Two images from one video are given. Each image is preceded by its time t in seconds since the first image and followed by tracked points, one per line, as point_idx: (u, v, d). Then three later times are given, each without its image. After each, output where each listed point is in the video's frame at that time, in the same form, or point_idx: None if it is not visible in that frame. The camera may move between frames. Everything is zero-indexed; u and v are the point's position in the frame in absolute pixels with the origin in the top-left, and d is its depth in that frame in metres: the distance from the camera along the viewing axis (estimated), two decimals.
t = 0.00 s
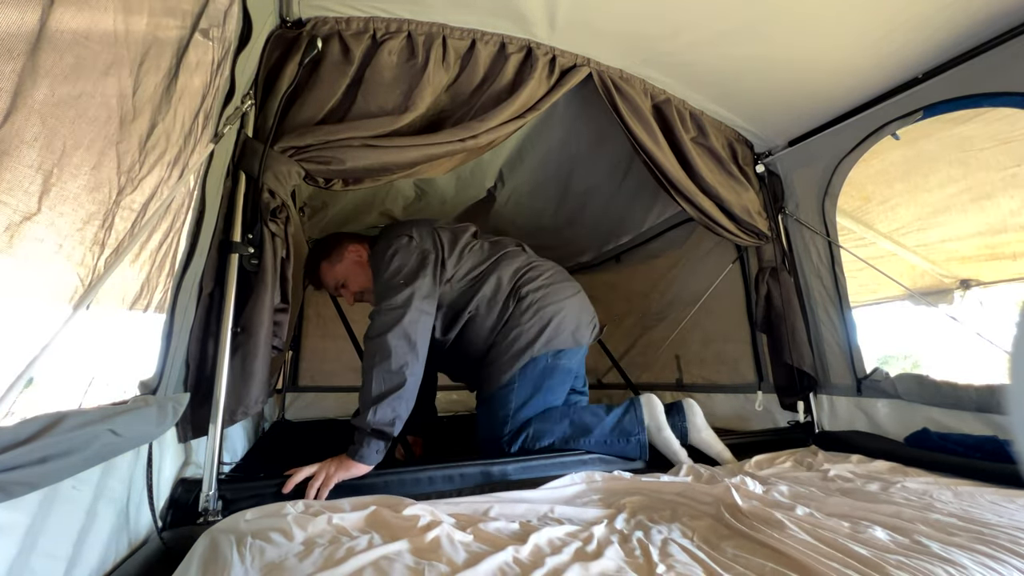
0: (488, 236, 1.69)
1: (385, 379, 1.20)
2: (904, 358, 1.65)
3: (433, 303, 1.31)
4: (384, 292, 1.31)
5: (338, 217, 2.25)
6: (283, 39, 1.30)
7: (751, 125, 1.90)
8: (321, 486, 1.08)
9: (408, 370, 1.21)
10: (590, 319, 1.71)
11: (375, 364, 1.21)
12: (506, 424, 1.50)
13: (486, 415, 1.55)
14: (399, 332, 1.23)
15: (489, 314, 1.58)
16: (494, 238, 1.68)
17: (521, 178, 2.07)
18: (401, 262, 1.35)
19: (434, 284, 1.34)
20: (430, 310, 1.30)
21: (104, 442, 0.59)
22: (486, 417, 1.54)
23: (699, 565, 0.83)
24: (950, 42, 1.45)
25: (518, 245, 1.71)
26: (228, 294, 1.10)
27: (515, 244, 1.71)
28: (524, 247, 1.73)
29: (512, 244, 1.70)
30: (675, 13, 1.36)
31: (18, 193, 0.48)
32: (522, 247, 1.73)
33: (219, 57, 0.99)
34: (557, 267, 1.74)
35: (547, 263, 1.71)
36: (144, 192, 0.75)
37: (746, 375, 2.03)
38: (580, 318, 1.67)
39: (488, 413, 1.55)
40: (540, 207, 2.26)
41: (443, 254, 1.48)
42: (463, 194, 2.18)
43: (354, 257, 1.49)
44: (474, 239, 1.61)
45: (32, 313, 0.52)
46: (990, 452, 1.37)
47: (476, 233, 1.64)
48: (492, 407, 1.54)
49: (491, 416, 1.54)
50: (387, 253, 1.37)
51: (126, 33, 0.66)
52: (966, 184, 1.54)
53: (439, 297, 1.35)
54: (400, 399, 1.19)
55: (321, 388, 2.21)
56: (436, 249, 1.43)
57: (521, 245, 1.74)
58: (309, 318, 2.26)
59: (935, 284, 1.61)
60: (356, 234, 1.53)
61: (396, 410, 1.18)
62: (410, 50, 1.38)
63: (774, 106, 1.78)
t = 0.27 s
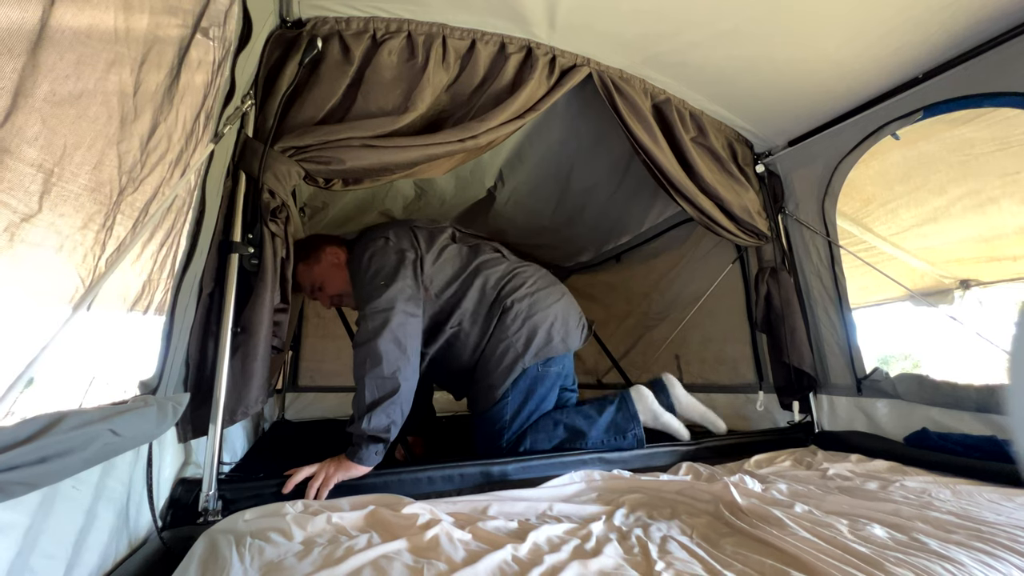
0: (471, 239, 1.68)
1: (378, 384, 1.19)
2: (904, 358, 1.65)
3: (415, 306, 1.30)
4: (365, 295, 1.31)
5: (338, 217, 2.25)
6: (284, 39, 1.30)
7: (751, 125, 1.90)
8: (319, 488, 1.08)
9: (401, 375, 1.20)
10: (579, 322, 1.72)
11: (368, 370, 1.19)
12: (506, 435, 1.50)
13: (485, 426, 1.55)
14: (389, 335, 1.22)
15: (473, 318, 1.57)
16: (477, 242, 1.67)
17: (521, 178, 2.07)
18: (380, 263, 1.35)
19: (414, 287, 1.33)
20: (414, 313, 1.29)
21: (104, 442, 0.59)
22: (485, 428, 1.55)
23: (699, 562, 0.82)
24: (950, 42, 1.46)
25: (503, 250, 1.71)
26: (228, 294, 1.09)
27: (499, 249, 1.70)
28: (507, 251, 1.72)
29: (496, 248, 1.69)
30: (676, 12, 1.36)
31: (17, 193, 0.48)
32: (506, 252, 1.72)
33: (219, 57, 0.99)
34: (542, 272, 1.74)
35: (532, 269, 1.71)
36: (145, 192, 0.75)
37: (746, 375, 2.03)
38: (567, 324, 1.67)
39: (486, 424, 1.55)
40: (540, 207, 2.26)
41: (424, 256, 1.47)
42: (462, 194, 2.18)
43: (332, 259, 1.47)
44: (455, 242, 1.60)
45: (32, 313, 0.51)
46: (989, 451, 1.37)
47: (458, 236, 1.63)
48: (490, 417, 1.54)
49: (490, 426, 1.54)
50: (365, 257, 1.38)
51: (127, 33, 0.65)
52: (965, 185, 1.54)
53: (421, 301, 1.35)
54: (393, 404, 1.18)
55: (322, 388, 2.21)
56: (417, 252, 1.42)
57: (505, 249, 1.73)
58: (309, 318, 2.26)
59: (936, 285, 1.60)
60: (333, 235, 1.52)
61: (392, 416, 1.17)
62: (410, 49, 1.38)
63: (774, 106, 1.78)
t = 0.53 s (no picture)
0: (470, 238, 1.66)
1: (374, 382, 1.18)
2: (905, 359, 1.65)
3: (408, 304, 1.30)
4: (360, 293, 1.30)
5: (338, 218, 2.25)
6: (284, 39, 1.30)
7: (751, 125, 1.90)
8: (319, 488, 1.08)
9: (397, 374, 1.20)
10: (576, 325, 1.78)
11: (363, 370, 1.19)
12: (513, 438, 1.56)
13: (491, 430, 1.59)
14: (382, 333, 1.22)
15: (472, 318, 1.55)
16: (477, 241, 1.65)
17: (521, 178, 2.07)
18: (373, 262, 1.34)
19: (409, 285, 1.32)
20: (406, 312, 1.28)
21: (104, 443, 0.59)
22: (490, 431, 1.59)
23: (699, 561, 0.82)
24: (950, 42, 1.45)
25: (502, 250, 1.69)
26: (228, 293, 1.09)
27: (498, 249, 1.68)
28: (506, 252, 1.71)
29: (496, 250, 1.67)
30: (676, 12, 1.35)
31: (22, 195, 0.48)
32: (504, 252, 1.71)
33: (220, 57, 0.99)
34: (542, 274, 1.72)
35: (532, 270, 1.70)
36: (147, 193, 0.75)
37: (746, 375, 2.03)
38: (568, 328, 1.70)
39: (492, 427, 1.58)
40: (540, 207, 2.25)
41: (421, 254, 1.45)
42: (462, 194, 2.18)
43: (326, 256, 1.46)
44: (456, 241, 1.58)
45: (34, 314, 0.51)
46: (989, 451, 1.37)
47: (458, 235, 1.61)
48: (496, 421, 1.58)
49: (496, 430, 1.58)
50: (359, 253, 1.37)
51: (131, 35, 0.66)
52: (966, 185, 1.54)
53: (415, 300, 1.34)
54: (388, 402, 1.17)
55: (322, 387, 2.21)
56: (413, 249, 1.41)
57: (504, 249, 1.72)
58: (309, 318, 2.26)
59: (936, 285, 1.61)
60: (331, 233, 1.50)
61: (390, 415, 1.17)
62: (410, 49, 1.38)
63: (775, 106, 1.78)
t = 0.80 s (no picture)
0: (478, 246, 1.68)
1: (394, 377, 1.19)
2: (905, 359, 1.64)
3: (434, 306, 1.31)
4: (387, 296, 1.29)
5: (339, 218, 2.25)
6: (284, 39, 1.30)
7: (751, 125, 1.90)
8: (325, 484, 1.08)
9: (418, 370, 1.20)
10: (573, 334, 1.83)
11: (385, 365, 1.19)
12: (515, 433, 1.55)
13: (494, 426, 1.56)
14: (409, 331, 1.23)
15: (488, 317, 1.55)
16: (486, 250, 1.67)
17: (521, 178, 2.07)
18: (400, 264, 1.34)
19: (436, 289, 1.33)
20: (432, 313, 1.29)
21: (104, 442, 0.59)
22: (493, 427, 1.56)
23: (699, 560, 0.82)
24: (950, 42, 1.45)
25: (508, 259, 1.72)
26: (228, 293, 1.09)
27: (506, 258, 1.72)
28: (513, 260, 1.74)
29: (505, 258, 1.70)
30: (676, 12, 1.35)
31: (26, 195, 0.48)
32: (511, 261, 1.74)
33: (221, 57, 0.99)
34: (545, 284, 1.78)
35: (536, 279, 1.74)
36: (149, 194, 0.75)
37: (746, 375, 2.03)
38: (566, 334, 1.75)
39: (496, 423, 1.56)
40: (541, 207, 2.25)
41: (443, 258, 1.46)
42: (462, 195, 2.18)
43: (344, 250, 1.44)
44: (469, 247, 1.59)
45: (36, 314, 0.51)
46: (989, 451, 1.37)
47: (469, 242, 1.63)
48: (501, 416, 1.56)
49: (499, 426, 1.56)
50: (386, 257, 1.35)
51: (135, 37, 0.66)
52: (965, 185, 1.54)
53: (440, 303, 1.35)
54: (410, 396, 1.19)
55: (321, 387, 2.21)
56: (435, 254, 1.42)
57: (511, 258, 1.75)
58: (309, 318, 2.26)
59: (936, 286, 1.61)
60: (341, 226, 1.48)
61: (408, 410, 1.18)
62: (410, 49, 1.38)
63: (775, 106, 1.78)
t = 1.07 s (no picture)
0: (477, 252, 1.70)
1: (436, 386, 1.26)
2: (905, 359, 1.64)
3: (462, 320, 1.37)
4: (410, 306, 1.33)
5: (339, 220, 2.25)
6: (283, 40, 1.31)
7: (750, 126, 1.90)
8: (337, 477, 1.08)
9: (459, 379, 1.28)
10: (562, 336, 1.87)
11: (426, 375, 1.25)
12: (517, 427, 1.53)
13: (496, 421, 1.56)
14: (442, 343, 1.28)
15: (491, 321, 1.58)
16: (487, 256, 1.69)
17: (520, 178, 2.07)
18: (422, 275, 1.38)
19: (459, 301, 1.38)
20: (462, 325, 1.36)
21: (104, 443, 0.59)
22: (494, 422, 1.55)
23: (699, 560, 0.82)
24: (949, 42, 1.46)
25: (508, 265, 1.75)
26: (227, 293, 1.10)
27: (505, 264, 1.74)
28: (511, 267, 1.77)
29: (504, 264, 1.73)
30: (675, 13, 1.35)
31: (26, 196, 0.48)
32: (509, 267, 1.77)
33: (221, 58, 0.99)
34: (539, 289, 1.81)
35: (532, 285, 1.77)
36: (151, 194, 0.75)
37: (746, 375, 2.03)
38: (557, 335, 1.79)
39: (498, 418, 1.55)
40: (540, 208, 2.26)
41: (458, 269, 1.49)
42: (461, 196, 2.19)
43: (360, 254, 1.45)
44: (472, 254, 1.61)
45: (36, 314, 0.51)
46: (989, 451, 1.36)
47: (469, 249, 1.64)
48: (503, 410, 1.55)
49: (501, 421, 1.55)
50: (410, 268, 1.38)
51: (137, 40, 0.66)
52: (964, 184, 1.54)
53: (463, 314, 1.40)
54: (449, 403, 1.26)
55: (321, 388, 2.21)
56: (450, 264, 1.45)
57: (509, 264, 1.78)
58: (309, 319, 2.26)
59: (935, 285, 1.61)
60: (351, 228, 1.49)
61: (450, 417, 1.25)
62: (409, 50, 1.38)
63: (774, 107, 1.78)
